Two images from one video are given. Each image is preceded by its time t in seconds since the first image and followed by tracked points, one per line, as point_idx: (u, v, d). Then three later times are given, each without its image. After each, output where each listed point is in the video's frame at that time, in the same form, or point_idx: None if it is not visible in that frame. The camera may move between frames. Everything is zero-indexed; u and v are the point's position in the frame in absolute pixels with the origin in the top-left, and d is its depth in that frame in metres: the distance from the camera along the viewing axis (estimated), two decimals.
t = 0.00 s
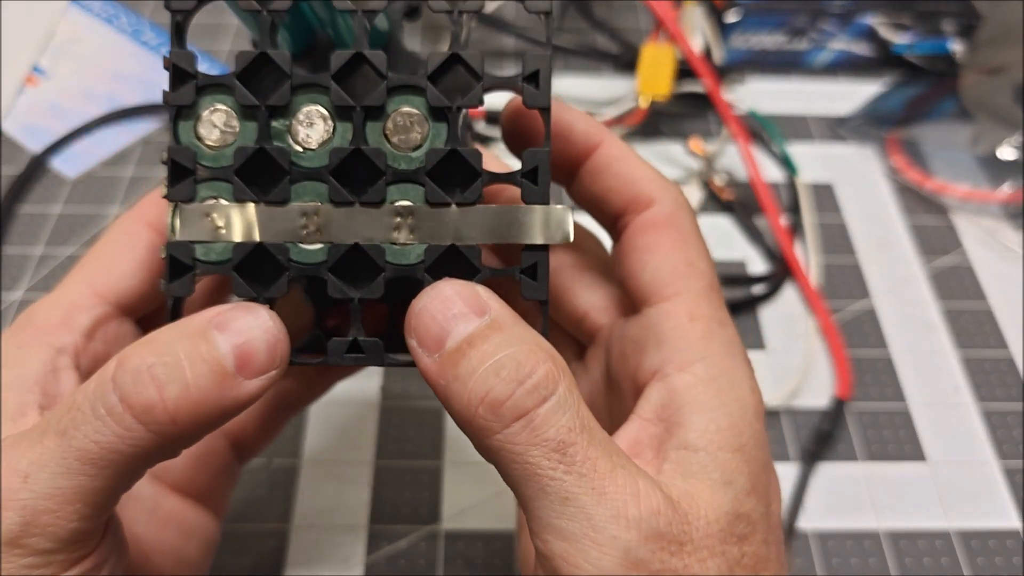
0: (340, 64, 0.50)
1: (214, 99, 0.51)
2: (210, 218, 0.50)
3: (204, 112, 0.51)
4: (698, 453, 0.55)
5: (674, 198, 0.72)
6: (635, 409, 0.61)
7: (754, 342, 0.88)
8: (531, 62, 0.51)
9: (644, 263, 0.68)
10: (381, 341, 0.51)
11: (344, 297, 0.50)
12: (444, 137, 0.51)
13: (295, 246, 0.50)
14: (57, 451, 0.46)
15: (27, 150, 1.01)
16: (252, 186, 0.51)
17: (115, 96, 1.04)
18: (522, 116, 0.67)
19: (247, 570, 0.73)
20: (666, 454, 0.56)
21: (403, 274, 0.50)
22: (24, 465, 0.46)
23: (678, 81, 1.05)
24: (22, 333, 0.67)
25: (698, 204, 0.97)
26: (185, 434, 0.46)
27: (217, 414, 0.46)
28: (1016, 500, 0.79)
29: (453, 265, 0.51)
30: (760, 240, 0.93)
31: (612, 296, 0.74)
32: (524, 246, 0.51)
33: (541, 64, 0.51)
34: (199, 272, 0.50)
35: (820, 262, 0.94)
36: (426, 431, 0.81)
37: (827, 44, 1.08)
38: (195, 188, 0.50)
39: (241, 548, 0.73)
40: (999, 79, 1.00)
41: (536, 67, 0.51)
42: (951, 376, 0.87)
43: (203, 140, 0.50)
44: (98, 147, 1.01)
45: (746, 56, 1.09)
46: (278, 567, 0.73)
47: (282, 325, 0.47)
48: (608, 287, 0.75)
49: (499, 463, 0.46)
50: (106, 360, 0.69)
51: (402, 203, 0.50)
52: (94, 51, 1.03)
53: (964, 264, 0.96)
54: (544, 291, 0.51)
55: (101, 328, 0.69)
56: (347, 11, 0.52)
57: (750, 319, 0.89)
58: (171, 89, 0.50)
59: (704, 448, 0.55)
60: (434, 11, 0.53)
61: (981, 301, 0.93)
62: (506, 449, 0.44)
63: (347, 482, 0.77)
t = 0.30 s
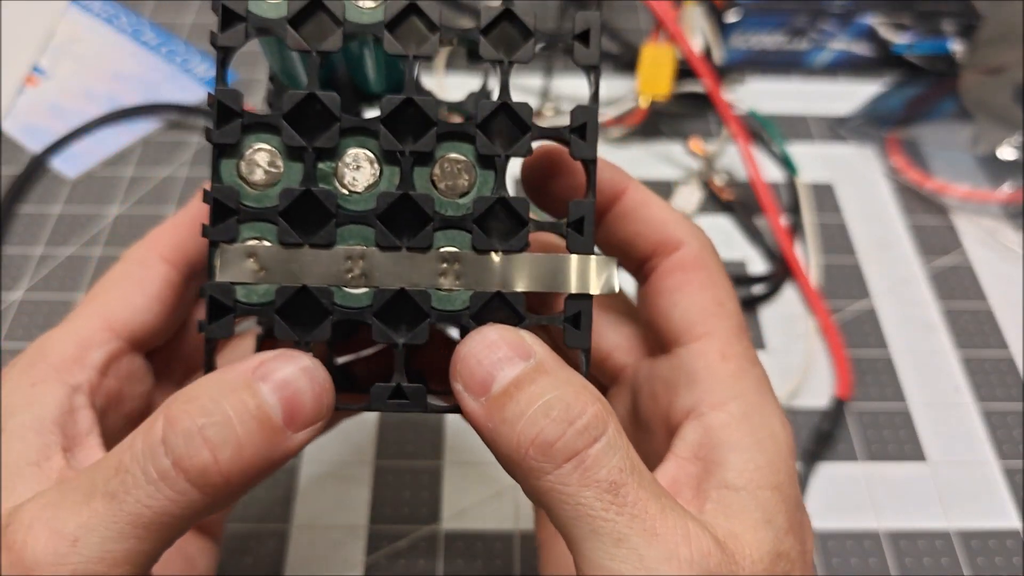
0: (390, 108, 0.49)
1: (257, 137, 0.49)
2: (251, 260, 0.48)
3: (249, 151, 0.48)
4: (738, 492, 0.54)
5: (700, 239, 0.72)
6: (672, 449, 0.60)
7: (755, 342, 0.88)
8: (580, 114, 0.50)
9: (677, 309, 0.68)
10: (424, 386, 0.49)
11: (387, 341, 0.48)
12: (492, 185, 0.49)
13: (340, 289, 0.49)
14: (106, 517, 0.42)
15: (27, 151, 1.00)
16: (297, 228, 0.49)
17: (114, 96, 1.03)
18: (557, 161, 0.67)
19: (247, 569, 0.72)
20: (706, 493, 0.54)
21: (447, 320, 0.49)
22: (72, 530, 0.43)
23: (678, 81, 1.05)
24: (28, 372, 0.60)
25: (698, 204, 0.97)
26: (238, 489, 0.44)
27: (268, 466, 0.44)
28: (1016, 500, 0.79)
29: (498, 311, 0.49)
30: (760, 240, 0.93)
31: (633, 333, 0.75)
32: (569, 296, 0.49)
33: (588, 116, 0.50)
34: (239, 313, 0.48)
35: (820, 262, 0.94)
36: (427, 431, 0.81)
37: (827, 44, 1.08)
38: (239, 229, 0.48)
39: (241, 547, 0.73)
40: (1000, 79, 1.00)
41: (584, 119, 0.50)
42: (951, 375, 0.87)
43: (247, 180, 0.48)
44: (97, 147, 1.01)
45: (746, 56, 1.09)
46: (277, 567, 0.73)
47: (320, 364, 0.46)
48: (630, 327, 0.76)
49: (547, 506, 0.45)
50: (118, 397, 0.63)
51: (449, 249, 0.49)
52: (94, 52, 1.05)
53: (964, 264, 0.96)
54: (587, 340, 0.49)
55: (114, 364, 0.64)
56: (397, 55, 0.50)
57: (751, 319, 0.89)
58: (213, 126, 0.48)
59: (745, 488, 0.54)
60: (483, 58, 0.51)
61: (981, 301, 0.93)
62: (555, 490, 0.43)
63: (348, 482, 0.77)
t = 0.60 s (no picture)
0: (401, 107, 0.49)
1: (272, 135, 0.49)
2: (265, 254, 0.47)
3: (263, 148, 0.48)
4: (741, 482, 0.54)
5: (696, 243, 0.72)
6: (673, 441, 0.60)
7: (755, 342, 0.88)
8: (583, 115, 0.51)
9: (674, 314, 0.68)
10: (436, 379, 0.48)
11: (400, 335, 0.47)
12: (500, 182, 0.50)
13: (352, 283, 0.48)
14: (128, 524, 0.42)
15: (26, 151, 1.00)
16: (311, 224, 0.48)
17: (114, 96, 1.03)
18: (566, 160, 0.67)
19: (247, 570, 0.72)
20: (710, 482, 0.55)
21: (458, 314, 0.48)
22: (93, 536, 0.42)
23: (678, 81, 1.05)
24: (28, 376, 0.60)
25: (697, 205, 0.96)
26: (255, 489, 0.45)
27: (285, 465, 0.45)
28: (1016, 500, 0.79)
29: (508, 305, 0.49)
30: (760, 240, 0.93)
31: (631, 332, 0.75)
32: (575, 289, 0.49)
33: (592, 117, 0.51)
34: (252, 309, 0.47)
35: (820, 263, 0.94)
36: (426, 431, 0.81)
37: (828, 44, 1.08)
38: (253, 224, 0.48)
39: (241, 548, 0.73)
40: (999, 80, 0.98)
41: (587, 120, 0.51)
42: (951, 374, 0.87)
43: (261, 177, 0.48)
44: (97, 148, 1.01)
45: (746, 57, 1.09)
46: (277, 568, 0.73)
47: (328, 358, 0.46)
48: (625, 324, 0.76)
49: (559, 493, 0.44)
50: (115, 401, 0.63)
51: (459, 244, 0.48)
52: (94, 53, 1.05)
53: (965, 264, 0.96)
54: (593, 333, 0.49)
55: (110, 368, 0.64)
56: (408, 57, 0.51)
57: (751, 319, 0.89)
58: (229, 123, 0.48)
59: (746, 477, 0.54)
60: (491, 61, 0.51)
61: (981, 301, 0.93)
62: (570, 476, 0.43)
63: (349, 482, 0.77)
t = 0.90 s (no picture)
0: (403, 117, 0.50)
1: (278, 139, 0.50)
2: (268, 250, 0.47)
3: (268, 152, 0.49)
4: (722, 480, 0.54)
5: (678, 257, 0.73)
6: (656, 445, 0.60)
7: (754, 342, 0.88)
8: (576, 130, 0.52)
9: (658, 325, 0.69)
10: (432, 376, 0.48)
11: (398, 333, 0.47)
12: (495, 190, 0.50)
13: (352, 282, 0.48)
14: (131, 516, 0.43)
15: (29, 152, 1.00)
16: (314, 226, 0.49)
17: (115, 96, 1.04)
18: (549, 177, 0.68)
19: (249, 569, 0.73)
20: (691, 483, 0.55)
21: (454, 314, 0.48)
22: (99, 527, 0.43)
23: (678, 82, 1.05)
24: (20, 378, 0.60)
25: (694, 206, 0.95)
26: (258, 480, 0.45)
27: (287, 457, 0.45)
28: (1016, 500, 0.79)
29: (501, 307, 0.49)
30: (759, 240, 0.94)
31: (613, 346, 0.77)
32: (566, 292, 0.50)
33: (582, 133, 0.52)
34: (254, 303, 0.47)
35: (819, 263, 0.94)
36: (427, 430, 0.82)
37: (827, 45, 1.08)
38: (256, 222, 0.48)
39: (243, 546, 0.73)
40: (998, 80, 0.99)
41: (578, 135, 0.52)
42: (950, 374, 0.87)
43: (265, 178, 0.49)
44: (99, 148, 1.01)
45: (746, 57, 1.10)
46: (278, 567, 0.73)
47: (328, 353, 0.46)
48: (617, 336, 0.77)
49: (547, 487, 0.45)
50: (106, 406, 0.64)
51: (456, 248, 0.49)
52: (95, 53, 1.06)
53: (963, 264, 0.96)
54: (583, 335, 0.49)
55: (101, 373, 0.64)
56: (409, 72, 0.51)
57: (750, 319, 0.90)
58: (237, 127, 0.49)
59: (727, 476, 0.54)
60: (488, 79, 0.52)
61: (980, 301, 0.93)
62: (557, 471, 0.43)
63: (351, 482, 0.78)
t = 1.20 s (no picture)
0: (410, 125, 0.50)
1: (284, 147, 0.50)
2: (273, 259, 0.47)
3: (274, 160, 0.49)
4: (731, 491, 0.54)
5: (685, 264, 0.73)
6: (664, 455, 0.60)
7: (754, 342, 0.88)
8: (580, 138, 0.52)
9: (666, 333, 0.69)
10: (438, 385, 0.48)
11: (403, 340, 0.47)
12: (501, 199, 0.51)
13: (357, 289, 0.48)
14: (134, 527, 0.43)
15: (28, 152, 1.00)
16: (319, 233, 0.49)
17: (116, 96, 1.04)
18: (554, 186, 0.69)
19: (248, 568, 0.73)
20: (700, 492, 0.55)
21: (460, 322, 0.48)
22: (101, 538, 0.43)
23: (678, 82, 1.05)
24: (20, 387, 0.59)
25: (694, 207, 0.95)
26: (262, 492, 0.45)
27: (290, 469, 0.45)
28: (1016, 500, 0.79)
29: (507, 315, 0.49)
30: (759, 241, 0.94)
31: (622, 355, 0.77)
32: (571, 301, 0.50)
33: (588, 141, 0.52)
34: (259, 309, 0.47)
35: (818, 263, 0.94)
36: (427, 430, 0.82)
37: (827, 45, 1.08)
38: (262, 229, 0.48)
39: (242, 546, 0.73)
40: (999, 79, 0.99)
41: (584, 143, 0.52)
42: (949, 373, 0.87)
43: (271, 186, 0.49)
44: (99, 149, 1.01)
45: (745, 57, 1.10)
46: (278, 567, 0.73)
47: (333, 362, 0.46)
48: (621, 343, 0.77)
49: (553, 497, 0.45)
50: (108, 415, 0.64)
51: (462, 256, 0.49)
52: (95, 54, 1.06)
53: (963, 264, 0.96)
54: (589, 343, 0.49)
55: (103, 382, 0.64)
56: (415, 80, 0.52)
57: (750, 319, 0.90)
58: (243, 135, 0.49)
59: (737, 486, 0.54)
60: (494, 87, 0.52)
61: (980, 301, 0.93)
62: (564, 480, 0.43)
63: (351, 481, 0.78)
